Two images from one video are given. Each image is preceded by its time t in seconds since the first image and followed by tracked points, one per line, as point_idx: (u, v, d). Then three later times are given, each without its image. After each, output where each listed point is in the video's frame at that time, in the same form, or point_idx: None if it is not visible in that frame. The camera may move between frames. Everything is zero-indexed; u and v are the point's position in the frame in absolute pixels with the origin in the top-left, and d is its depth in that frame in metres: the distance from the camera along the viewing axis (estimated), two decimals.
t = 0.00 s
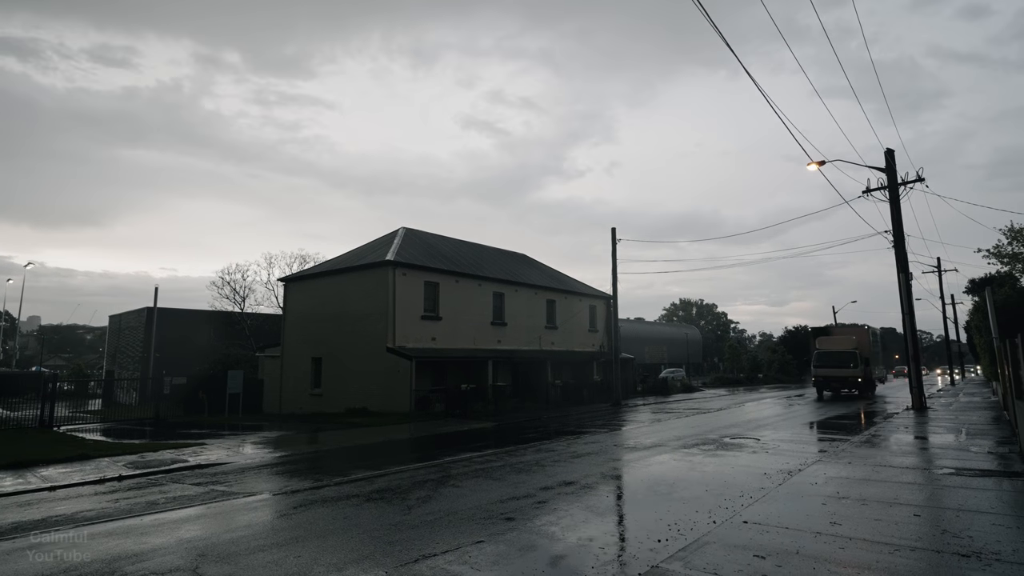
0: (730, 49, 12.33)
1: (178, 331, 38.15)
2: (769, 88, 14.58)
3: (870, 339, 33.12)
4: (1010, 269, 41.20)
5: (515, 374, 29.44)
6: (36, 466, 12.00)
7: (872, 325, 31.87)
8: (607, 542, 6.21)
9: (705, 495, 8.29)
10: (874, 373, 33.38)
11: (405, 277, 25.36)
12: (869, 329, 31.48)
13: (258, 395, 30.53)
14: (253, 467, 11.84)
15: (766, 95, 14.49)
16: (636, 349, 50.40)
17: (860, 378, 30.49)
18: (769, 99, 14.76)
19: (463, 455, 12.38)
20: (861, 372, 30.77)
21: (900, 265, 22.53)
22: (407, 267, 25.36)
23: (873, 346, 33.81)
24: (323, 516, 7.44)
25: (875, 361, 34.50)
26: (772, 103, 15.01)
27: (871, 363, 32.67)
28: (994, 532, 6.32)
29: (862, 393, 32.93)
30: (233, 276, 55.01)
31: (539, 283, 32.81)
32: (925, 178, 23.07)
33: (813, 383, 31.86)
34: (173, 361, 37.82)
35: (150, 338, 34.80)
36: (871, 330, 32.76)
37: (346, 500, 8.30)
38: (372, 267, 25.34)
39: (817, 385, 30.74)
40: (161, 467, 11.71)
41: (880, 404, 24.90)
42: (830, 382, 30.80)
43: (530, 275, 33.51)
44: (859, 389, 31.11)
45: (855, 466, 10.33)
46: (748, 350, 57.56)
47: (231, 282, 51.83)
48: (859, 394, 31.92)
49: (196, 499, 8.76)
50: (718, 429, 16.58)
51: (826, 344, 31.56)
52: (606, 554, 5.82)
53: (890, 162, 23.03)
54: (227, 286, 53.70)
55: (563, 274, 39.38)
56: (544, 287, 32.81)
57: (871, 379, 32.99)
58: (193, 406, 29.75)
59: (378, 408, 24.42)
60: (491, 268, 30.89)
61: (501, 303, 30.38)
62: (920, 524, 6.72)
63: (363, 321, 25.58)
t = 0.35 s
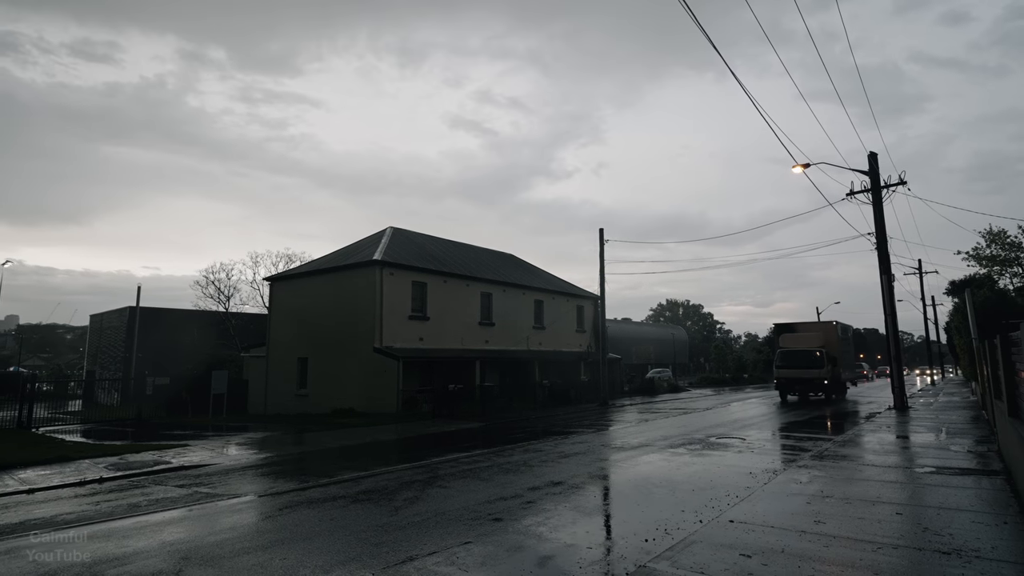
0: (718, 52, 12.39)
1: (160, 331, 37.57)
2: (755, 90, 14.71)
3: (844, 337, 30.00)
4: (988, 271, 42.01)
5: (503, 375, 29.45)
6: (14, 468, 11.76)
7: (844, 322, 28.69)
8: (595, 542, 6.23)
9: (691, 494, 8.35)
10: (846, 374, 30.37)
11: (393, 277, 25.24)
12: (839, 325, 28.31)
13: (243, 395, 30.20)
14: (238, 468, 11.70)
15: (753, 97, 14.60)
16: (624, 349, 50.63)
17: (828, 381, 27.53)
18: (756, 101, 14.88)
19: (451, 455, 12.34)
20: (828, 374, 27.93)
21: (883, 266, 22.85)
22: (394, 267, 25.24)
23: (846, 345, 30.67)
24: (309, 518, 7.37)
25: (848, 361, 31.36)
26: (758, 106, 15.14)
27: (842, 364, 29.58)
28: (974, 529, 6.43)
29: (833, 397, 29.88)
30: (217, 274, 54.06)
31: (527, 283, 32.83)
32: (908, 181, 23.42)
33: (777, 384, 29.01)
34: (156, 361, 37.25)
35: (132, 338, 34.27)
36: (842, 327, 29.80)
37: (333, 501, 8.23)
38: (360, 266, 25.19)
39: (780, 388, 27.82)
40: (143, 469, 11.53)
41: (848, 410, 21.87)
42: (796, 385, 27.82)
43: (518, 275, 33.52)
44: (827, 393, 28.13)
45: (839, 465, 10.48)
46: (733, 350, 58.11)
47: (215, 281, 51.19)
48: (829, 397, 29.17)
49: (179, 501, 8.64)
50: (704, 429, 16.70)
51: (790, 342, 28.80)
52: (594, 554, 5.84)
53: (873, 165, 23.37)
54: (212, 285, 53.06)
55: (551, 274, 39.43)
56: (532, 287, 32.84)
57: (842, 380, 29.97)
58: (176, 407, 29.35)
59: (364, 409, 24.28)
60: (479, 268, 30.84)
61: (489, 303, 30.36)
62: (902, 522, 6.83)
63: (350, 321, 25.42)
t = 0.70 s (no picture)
0: (704, 56, 12.54)
1: (142, 330, 36.98)
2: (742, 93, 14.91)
3: (812, 333, 24.89)
4: (966, 273, 42.81)
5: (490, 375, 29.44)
6: None
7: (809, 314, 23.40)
8: (581, 542, 6.24)
9: (676, 493, 8.42)
10: (814, 377, 25.21)
11: (379, 277, 25.08)
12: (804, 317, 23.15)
13: (227, 396, 29.85)
14: (221, 470, 11.55)
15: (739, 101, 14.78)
16: (610, 349, 50.84)
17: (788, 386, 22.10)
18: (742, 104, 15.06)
19: (437, 456, 12.29)
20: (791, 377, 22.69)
21: (864, 268, 23.20)
22: (380, 267, 25.09)
23: (816, 341, 25.53)
24: (293, 519, 7.29)
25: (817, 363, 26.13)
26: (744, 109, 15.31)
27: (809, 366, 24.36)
28: (954, 527, 6.55)
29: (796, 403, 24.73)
30: (200, 273, 52.98)
31: (514, 283, 32.83)
32: (889, 185, 23.80)
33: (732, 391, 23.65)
34: (136, 361, 36.48)
35: (113, 338, 33.71)
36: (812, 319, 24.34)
37: (319, 503, 8.16)
38: (346, 266, 25.02)
39: (733, 395, 22.40)
40: (124, 471, 11.32)
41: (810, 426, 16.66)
42: (751, 392, 22.40)
43: (505, 275, 33.51)
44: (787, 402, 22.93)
45: (822, 464, 10.62)
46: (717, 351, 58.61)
47: (199, 281, 50.54)
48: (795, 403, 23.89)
49: (162, 503, 8.51)
50: (689, 429, 16.81)
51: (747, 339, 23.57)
52: (580, 554, 5.85)
53: (855, 168, 23.71)
54: (194, 284, 52.34)
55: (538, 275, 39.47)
56: (519, 287, 32.84)
57: (810, 384, 24.86)
58: (158, 408, 28.90)
59: (350, 409, 24.10)
60: (466, 268, 30.79)
61: (476, 304, 30.31)
62: (883, 520, 6.92)
63: (335, 321, 25.23)
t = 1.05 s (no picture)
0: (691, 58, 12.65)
1: (122, 330, 36.37)
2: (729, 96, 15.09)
3: (766, 331, 22.33)
4: (944, 276, 43.66)
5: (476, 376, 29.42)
6: None
7: (761, 308, 20.97)
8: (568, 542, 6.25)
9: (662, 493, 8.47)
10: (768, 381, 22.45)
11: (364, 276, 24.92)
12: (756, 311, 20.70)
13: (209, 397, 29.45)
14: (203, 472, 11.41)
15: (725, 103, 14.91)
16: (595, 350, 51.05)
17: (738, 391, 19.25)
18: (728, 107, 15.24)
19: (423, 456, 12.23)
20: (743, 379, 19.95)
21: (846, 270, 23.55)
22: (366, 266, 24.93)
23: (771, 340, 23.00)
24: (277, 521, 7.22)
25: (772, 366, 23.43)
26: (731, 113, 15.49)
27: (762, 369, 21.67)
28: (932, 524, 6.67)
29: (749, 411, 21.94)
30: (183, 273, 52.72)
31: (500, 284, 32.82)
32: (869, 188, 24.18)
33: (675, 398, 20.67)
34: (116, 361, 35.84)
35: (92, 338, 33.09)
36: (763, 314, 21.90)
37: (303, 505, 8.08)
38: (331, 265, 24.83)
39: (675, 403, 19.43)
40: (102, 473, 11.11)
41: (756, 440, 13.95)
42: (696, 398, 19.45)
43: (491, 275, 33.48)
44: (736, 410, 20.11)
45: (804, 463, 10.78)
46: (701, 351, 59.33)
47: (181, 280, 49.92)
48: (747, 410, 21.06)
49: (142, 506, 8.37)
50: (674, 429, 16.91)
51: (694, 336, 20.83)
52: (566, 554, 5.86)
53: (837, 172, 24.06)
54: (177, 284, 51.69)
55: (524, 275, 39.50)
56: (506, 287, 32.84)
57: (764, 388, 22.19)
58: (138, 410, 28.43)
59: (335, 410, 23.93)
60: (452, 268, 30.72)
61: (462, 304, 30.26)
62: (864, 518, 7.03)
63: (320, 321, 25.02)
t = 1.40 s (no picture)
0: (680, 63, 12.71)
1: (104, 330, 35.82)
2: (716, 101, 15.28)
3: (717, 326, 18.16)
4: (924, 278, 44.42)
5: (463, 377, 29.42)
6: None
7: (703, 296, 16.94)
8: (555, 543, 6.28)
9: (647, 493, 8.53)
10: (722, 386, 18.37)
11: (351, 277, 24.76)
12: (697, 299, 16.73)
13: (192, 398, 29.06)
14: (186, 473, 11.26)
15: (713, 108, 15.07)
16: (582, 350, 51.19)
17: (667, 400, 15.42)
18: (716, 111, 15.31)
19: (409, 458, 12.18)
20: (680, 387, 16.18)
21: (829, 273, 23.87)
22: (353, 267, 24.79)
23: (725, 337, 18.98)
24: (262, 524, 7.14)
25: (730, 368, 19.33)
26: (718, 117, 15.60)
27: (713, 373, 17.43)
28: (912, 522, 6.79)
29: (696, 424, 17.94)
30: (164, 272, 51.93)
31: (487, 284, 32.78)
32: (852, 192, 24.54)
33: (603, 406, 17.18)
34: (96, 360, 35.21)
35: (72, 338, 32.50)
36: (712, 303, 17.82)
37: (288, 506, 8.02)
38: (317, 266, 24.63)
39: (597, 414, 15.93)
40: (82, 475, 10.92)
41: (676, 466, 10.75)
42: (620, 408, 15.93)
43: (479, 276, 33.46)
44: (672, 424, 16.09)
45: (789, 463, 10.88)
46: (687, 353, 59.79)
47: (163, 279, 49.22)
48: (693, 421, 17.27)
49: (122, 509, 8.22)
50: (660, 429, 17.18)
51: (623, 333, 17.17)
52: (553, 555, 5.88)
53: (820, 175, 24.39)
54: (159, 283, 50.95)
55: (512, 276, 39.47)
56: (493, 288, 32.82)
57: (716, 396, 18.00)
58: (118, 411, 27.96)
59: (320, 411, 23.76)
60: (439, 269, 30.62)
61: (449, 305, 30.18)
62: (847, 516, 7.12)
63: (306, 321, 24.82)
